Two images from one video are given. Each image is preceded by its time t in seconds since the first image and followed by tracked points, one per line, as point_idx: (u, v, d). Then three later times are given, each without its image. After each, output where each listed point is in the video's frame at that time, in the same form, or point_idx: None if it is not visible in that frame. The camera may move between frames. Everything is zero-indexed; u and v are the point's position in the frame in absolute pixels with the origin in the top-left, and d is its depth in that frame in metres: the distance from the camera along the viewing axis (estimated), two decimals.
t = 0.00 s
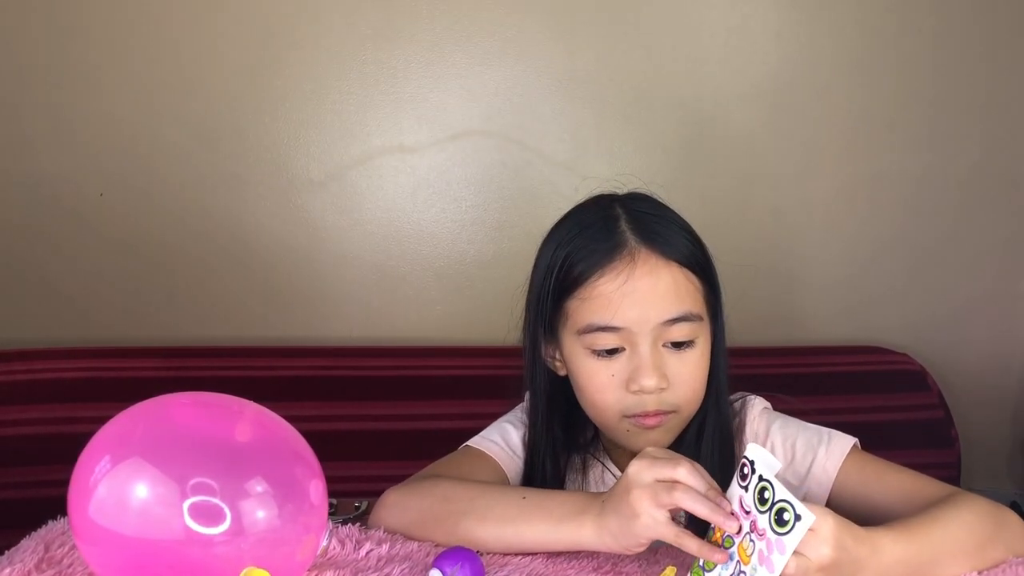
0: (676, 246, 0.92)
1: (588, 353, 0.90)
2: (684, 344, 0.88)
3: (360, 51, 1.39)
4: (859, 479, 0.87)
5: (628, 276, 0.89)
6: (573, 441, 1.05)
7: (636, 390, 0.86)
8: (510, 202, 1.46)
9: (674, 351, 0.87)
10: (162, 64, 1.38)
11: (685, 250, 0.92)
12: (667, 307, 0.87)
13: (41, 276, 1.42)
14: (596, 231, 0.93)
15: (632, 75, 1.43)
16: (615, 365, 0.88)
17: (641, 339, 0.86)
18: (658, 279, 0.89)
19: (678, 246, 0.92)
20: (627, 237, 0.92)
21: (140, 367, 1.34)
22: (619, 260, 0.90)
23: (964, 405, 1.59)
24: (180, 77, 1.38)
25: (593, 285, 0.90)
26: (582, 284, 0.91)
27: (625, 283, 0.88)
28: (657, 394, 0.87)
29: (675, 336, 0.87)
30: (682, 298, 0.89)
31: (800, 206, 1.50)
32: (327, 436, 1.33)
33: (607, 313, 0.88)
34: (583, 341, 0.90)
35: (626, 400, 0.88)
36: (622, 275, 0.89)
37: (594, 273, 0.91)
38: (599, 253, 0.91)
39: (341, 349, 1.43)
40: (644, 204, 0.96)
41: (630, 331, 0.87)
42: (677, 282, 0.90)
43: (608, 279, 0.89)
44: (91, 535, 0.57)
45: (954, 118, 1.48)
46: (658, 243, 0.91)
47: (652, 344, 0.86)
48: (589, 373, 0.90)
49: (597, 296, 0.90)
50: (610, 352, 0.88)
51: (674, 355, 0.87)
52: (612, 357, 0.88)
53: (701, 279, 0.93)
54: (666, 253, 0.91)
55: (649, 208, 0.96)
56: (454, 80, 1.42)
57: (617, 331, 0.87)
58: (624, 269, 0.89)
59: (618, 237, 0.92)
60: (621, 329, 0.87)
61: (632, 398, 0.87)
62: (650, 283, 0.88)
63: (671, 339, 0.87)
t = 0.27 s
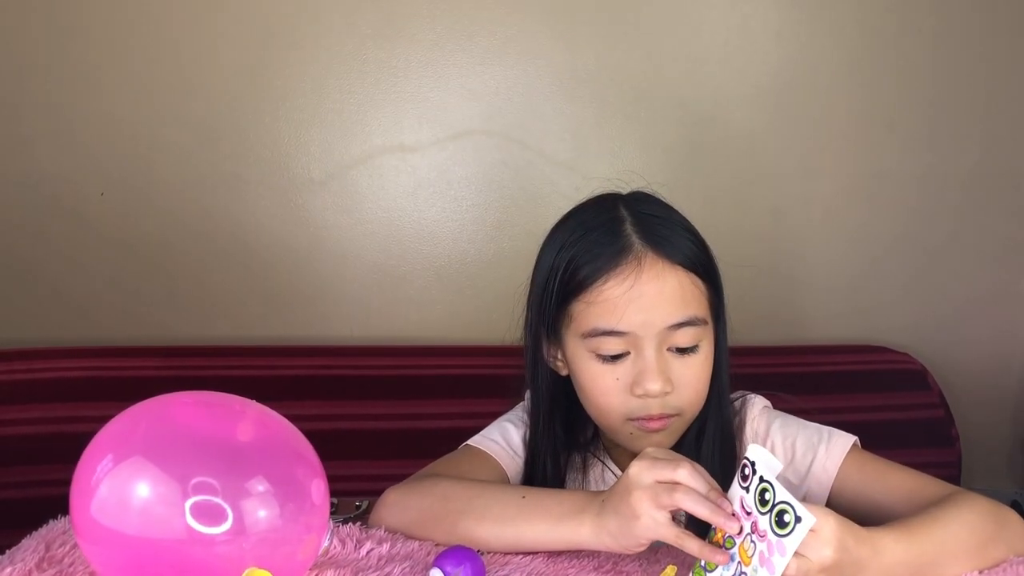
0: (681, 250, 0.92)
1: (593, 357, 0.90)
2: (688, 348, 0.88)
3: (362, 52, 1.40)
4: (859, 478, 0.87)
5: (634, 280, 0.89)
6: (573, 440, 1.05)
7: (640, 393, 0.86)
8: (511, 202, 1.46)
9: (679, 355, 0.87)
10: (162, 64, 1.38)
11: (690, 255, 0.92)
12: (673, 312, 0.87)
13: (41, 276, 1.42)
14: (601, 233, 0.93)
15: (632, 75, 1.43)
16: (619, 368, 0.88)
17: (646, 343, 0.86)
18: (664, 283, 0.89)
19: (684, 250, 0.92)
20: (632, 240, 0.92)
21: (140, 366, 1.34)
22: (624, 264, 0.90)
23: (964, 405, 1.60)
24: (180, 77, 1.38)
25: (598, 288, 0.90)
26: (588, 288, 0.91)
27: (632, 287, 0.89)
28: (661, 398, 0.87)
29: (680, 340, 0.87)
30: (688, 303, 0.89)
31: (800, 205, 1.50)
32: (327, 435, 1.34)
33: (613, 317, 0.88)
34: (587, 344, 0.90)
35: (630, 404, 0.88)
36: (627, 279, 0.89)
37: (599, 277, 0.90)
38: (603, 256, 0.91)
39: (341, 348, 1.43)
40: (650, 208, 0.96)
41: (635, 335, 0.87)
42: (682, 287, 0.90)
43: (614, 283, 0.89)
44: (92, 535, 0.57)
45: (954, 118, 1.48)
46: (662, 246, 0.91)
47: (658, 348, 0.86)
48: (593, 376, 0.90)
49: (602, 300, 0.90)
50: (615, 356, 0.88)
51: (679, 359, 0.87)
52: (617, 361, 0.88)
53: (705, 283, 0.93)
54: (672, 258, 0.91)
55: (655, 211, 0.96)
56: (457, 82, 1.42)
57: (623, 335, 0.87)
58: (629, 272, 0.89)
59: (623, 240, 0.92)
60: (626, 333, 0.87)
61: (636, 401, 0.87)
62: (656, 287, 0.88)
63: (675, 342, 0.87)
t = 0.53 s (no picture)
0: (686, 250, 0.92)
1: (597, 357, 0.90)
2: (692, 348, 0.88)
3: (364, 52, 1.40)
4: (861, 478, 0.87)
5: (640, 280, 0.89)
6: (576, 439, 1.05)
7: (645, 394, 0.86)
8: (512, 202, 1.46)
9: (684, 355, 0.87)
10: (162, 64, 1.38)
11: (695, 255, 0.92)
12: (678, 312, 0.87)
13: (42, 276, 1.42)
14: (606, 233, 0.93)
15: (632, 74, 1.43)
16: (624, 369, 0.88)
17: (650, 343, 0.86)
18: (669, 284, 0.89)
19: (689, 250, 0.92)
20: (636, 240, 0.92)
21: (140, 366, 1.33)
22: (629, 264, 0.90)
23: (965, 404, 1.59)
24: (179, 77, 1.38)
25: (603, 288, 0.90)
26: (593, 288, 0.91)
27: (637, 288, 0.88)
28: (665, 399, 0.87)
29: (684, 340, 0.87)
30: (693, 304, 0.89)
31: (801, 204, 1.50)
32: (328, 435, 1.34)
33: (618, 317, 0.88)
34: (592, 344, 0.90)
35: (634, 404, 0.88)
36: (632, 279, 0.89)
37: (604, 277, 0.90)
38: (608, 256, 0.91)
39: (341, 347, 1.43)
40: (655, 207, 0.96)
41: (640, 335, 0.87)
42: (688, 287, 0.90)
43: (620, 283, 0.89)
44: (93, 534, 0.57)
45: (955, 117, 1.48)
46: (667, 246, 0.91)
47: (663, 348, 0.86)
48: (598, 376, 0.90)
49: (607, 300, 0.89)
50: (621, 355, 0.88)
51: (683, 359, 0.87)
52: (621, 361, 0.88)
53: (710, 283, 0.93)
54: (677, 258, 0.91)
55: (660, 210, 0.96)
56: (459, 81, 1.42)
57: (627, 335, 0.87)
58: (634, 272, 0.89)
59: (628, 240, 0.92)
60: (630, 333, 0.87)
61: (641, 401, 0.87)
62: (661, 287, 0.88)
63: (680, 343, 0.87)
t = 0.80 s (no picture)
0: (690, 249, 0.91)
1: (600, 355, 0.89)
2: (695, 347, 0.88)
3: (365, 50, 1.39)
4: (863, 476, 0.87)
5: (643, 279, 0.89)
6: (578, 437, 1.05)
7: (647, 392, 0.86)
8: (513, 200, 1.46)
9: (687, 355, 0.87)
10: (162, 63, 1.38)
11: (699, 254, 0.92)
12: (682, 311, 0.87)
13: (43, 275, 1.42)
14: (609, 232, 0.93)
15: (633, 72, 1.43)
16: (626, 367, 0.87)
17: (653, 342, 0.86)
18: (673, 283, 0.89)
19: (693, 250, 0.91)
20: (640, 239, 0.91)
21: (140, 365, 1.33)
22: (633, 263, 0.90)
23: (967, 402, 1.59)
24: (179, 76, 1.38)
25: (606, 287, 0.90)
26: (597, 286, 0.91)
27: (640, 286, 0.88)
28: (668, 397, 0.86)
29: (687, 339, 0.87)
30: (697, 303, 0.89)
31: (802, 202, 1.50)
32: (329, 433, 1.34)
33: (621, 315, 0.88)
34: (595, 342, 0.90)
35: (637, 402, 0.88)
36: (636, 278, 0.89)
37: (608, 275, 0.90)
38: (612, 255, 0.91)
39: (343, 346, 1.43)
40: (660, 206, 0.96)
41: (643, 333, 0.87)
42: (691, 286, 0.89)
43: (624, 282, 0.89)
44: (94, 534, 0.57)
45: (956, 115, 1.48)
46: (670, 245, 0.91)
47: (666, 348, 0.86)
48: (600, 374, 0.90)
49: (610, 299, 0.89)
50: (624, 354, 0.88)
51: (686, 358, 0.87)
52: (624, 359, 0.88)
53: (714, 282, 0.93)
54: (681, 257, 0.90)
55: (665, 209, 0.96)
56: (461, 80, 1.41)
57: (630, 334, 0.87)
58: (638, 271, 0.89)
59: (632, 239, 0.92)
60: (633, 332, 0.87)
61: (643, 400, 0.87)
62: (665, 286, 0.88)
63: (683, 342, 0.87)
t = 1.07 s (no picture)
0: (695, 249, 0.91)
1: (604, 354, 0.90)
2: (700, 347, 0.88)
3: (366, 49, 1.39)
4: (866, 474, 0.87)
5: (648, 279, 0.88)
6: (581, 436, 1.05)
7: (651, 392, 0.86)
8: (514, 199, 1.46)
9: (692, 354, 0.87)
10: (161, 63, 1.38)
11: (704, 255, 0.91)
12: (688, 311, 0.87)
13: (44, 274, 1.42)
14: (614, 231, 0.93)
15: (633, 71, 1.43)
16: (630, 367, 0.88)
17: (658, 342, 0.86)
18: (678, 283, 0.88)
19: (698, 250, 0.91)
20: (645, 239, 0.91)
21: (141, 364, 1.33)
22: (638, 262, 0.90)
23: (968, 400, 1.59)
24: (179, 76, 1.38)
25: (611, 287, 0.90)
26: (602, 286, 0.91)
27: (645, 286, 0.88)
28: (672, 396, 0.87)
29: (692, 339, 0.87)
30: (702, 303, 0.89)
31: (803, 201, 1.49)
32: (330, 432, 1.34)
33: (626, 315, 0.88)
34: (599, 342, 0.90)
35: (641, 402, 0.88)
36: (641, 278, 0.89)
37: (613, 275, 0.90)
38: (617, 254, 0.91)
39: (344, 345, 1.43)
40: (665, 206, 0.96)
41: (648, 333, 0.87)
42: (696, 286, 0.89)
43: (629, 282, 0.89)
44: (96, 533, 0.57)
45: (957, 112, 1.48)
46: (675, 246, 0.91)
47: (671, 348, 0.86)
48: (604, 374, 0.90)
49: (615, 299, 0.89)
50: (629, 354, 0.88)
51: (690, 358, 0.87)
52: (628, 359, 0.88)
53: (718, 282, 0.92)
54: (686, 257, 0.90)
55: (670, 209, 0.95)
56: (463, 79, 1.41)
57: (634, 334, 0.87)
58: (643, 271, 0.89)
59: (637, 239, 0.91)
60: (638, 331, 0.87)
61: (647, 399, 0.87)
62: (670, 287, 0.88)
63: (687, 342, 0.87)
